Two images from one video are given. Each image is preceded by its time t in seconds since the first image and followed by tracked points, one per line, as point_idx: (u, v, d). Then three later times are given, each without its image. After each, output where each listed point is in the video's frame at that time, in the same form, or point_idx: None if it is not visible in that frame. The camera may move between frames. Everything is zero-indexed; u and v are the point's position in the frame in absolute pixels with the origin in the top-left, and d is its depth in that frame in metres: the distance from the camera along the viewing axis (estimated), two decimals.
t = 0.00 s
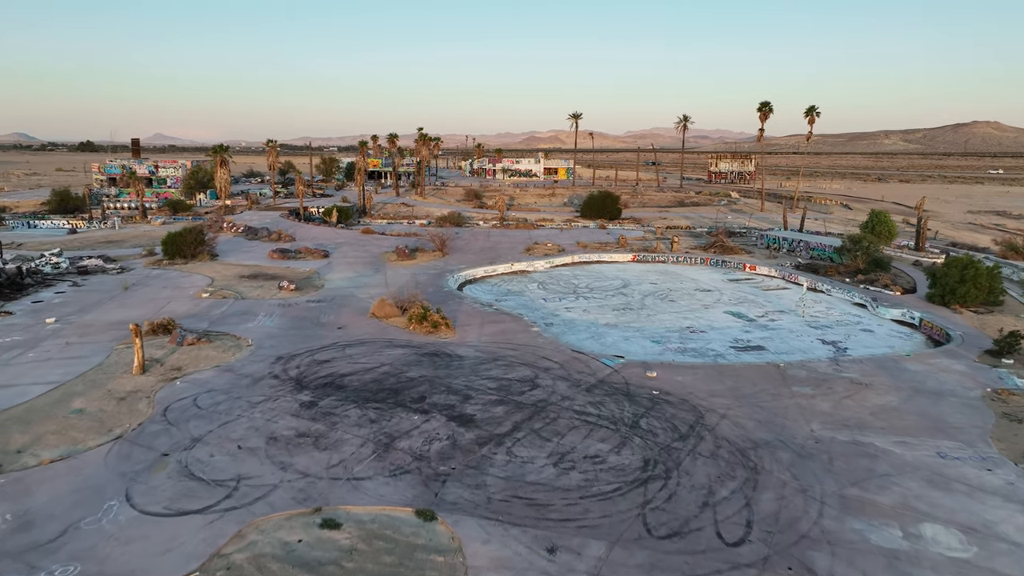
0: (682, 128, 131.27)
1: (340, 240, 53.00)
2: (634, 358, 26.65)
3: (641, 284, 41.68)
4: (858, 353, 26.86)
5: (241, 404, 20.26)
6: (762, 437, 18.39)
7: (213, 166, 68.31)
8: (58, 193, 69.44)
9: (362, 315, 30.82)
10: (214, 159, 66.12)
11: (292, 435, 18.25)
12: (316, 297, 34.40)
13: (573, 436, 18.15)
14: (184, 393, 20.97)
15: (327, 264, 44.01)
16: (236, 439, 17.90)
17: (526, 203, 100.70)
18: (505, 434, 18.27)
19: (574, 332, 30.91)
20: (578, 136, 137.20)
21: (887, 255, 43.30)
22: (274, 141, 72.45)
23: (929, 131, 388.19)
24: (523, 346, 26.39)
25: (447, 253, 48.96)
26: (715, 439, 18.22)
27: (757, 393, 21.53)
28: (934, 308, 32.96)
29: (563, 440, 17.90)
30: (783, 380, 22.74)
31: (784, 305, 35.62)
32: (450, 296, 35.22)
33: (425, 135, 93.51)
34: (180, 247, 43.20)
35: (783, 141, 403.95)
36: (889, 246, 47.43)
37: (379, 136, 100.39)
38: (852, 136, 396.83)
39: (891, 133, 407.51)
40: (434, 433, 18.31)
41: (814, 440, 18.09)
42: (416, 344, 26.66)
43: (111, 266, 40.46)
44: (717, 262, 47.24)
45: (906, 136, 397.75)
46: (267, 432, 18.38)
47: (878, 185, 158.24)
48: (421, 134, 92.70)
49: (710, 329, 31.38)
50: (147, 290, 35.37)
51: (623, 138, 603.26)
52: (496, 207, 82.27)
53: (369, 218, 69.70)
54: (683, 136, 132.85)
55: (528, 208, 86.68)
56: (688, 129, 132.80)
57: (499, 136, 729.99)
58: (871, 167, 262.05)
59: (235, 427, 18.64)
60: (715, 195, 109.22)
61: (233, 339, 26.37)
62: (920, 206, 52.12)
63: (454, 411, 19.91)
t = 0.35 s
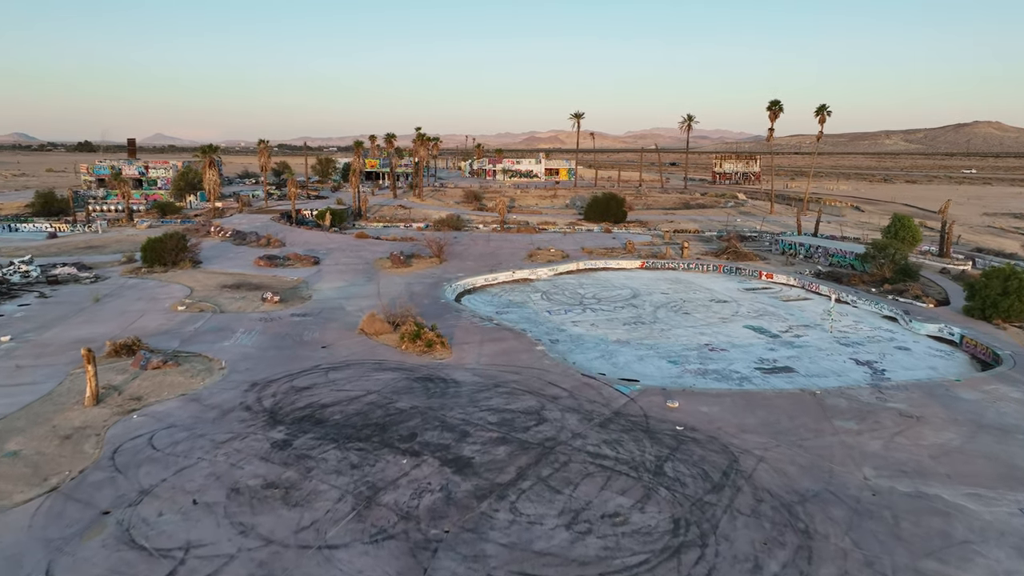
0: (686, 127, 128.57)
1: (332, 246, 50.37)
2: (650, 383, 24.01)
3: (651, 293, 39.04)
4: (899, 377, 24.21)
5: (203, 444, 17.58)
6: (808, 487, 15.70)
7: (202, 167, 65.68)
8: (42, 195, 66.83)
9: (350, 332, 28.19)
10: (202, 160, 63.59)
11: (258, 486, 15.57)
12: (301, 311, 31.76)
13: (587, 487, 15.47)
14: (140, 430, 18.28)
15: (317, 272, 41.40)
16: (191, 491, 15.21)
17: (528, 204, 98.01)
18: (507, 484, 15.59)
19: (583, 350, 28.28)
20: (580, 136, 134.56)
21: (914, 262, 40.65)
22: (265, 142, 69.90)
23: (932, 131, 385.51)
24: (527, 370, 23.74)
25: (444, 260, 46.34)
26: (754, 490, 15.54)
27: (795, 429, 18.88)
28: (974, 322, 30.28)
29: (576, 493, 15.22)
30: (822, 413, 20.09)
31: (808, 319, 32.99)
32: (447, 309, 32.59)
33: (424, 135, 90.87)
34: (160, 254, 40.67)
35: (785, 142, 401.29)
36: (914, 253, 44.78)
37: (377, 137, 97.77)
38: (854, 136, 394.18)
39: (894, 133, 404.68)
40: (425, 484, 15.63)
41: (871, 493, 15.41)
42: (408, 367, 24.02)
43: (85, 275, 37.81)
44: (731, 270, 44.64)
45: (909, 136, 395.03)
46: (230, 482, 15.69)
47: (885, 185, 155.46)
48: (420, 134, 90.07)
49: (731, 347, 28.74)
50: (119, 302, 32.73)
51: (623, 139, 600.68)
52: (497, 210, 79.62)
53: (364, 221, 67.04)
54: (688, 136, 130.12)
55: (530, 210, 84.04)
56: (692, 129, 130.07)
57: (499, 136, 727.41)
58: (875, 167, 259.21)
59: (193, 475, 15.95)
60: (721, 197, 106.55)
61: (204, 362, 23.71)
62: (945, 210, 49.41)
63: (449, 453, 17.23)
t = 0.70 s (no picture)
0: (691, 128, 125.97)
1: (324, 251, 47.75)
2: (669, 413, 21.30)
3: (664, 305, 36.38)
4: (950, 407, 21.47)
5: (151, 498, 14.87)
6: (874, 558, 13.02)
7: (190, 168, 63.09)
8: (24, 197, 64.25)
9: (335, 353, 25.52)
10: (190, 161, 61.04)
11: (209, 557, 12.84)
12: (284, 326, 29.12)
13: (607, 560, 12.75)
14: (79, 479, 15.57)
15: (306, 281, 38.77)
16: (127, 566, 12.51)
17: (529, 207, 95.39)
18: (510, 556, 12.87)
19: (593, 372, 25.57)
20: (582, 136, 132.00)
21: (945, 271, 37.99)
22: (257, 142, 67.33)
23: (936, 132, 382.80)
24: (532, 400, 21.08)
25: (442, 267, 43.69)
26: (809, 564, 12.83)
27: (846, 477, 16.18)
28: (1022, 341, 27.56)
29: (595, 569, 12.50)
30: (873, 455, 17.39)
31: (837, 336, 30.26)
32: (443, 324, 29.96)
33: (422, 135, 88.28)
34: (136, 261, 38.13)
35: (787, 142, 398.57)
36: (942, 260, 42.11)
37: (374, 137, 95.21)
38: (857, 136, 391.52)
39: (897, 133, 401.98)
40: (411, 555, 12.91)
41: (952, 567, 12.70)
42: (398, 396, 21.33)
43: (54, 285, 35.13)
44: (747, 278, 42.01)
45: (913, 137, 392.48)
46: (175, 552, 12.96)
47: (892, 186, 152.88)
48: (418, 134, 87.47)
49: (756, 369, 26.02)
50: (86, 316, 30.05)
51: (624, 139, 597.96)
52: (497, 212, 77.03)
53: (359, 224, 64.39)
54: (692, 137, 127.47)
55: (531, 213, 81.47)
56: (697, 129, 127.48)
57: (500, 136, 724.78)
58: (880, 168, 256.47)
59: (132, 541, 13.24)
60: (728, 199, 103.90)
61: (168, 390, 21.01)
62: (972, 214, 46.73)
63: (441, 511, 14.51)
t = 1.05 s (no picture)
0: (697, 128, 123.33)
1: (315, 258, 45.07)
2: (695, 453, 18.57)
3: (679, 319, 33.70)
4: (1019, 448, 18.65)
5: None
6: None
7: (179, 169, 60.49)
8: (7, 199, 61.72)
9: (318, 378, 22.85)
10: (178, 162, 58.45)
11: None
12: (265, 344, 26.43)
13: None
14: None
15: (293, 291, 36.10)
16: None
17: (532, 208, 92.88)
18: None
19: (606, 399, 22.88)
20: (586, 136, 129.32)
21: (983, 281, 35.26)
22: (249, 142, 64.66)
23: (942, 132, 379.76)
24: (539, 437, 18.38)
25: (440, 275, 41.10)
26: None
27: (918, 544, 13.43)
28: None
29: None
30: (946, 512, 14.62)
31: (872, 356, 27.50)
32: (440, 342, 27.27)
33: (421, 135, 85.58)
34: (112, 270, 35.45)
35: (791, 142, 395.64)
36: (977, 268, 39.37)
37: (373, 137, 92.71)
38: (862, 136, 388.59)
39: (902, 134, 398.80)
40: None
41: None
42: (386, 433, 18.65)
43: (20, 296, 32.51)
44: (766, 288, 39.46)
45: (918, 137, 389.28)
46: None
47: (902, 187, 150.23)
48: (417, 134, 84.78)
49: (788, 395, 23.28)
50: (48, 332, 27.41)
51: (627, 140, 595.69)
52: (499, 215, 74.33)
53: (355, 228, 61.69)
54: (698, 137, 124.64)
55: (534, 215, 78.80)
56: (703, 129, 124.80)
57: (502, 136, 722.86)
58: (887, 168, 253.56)
59: None
60: (736, 200, 101.24)
61: (121, 425, 18.36)
62: (1004, 219, 43.96)
63: None
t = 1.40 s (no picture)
0: (704, 128, 120.69)
1: (304, 265, 42.35)
2: (730, 508, 15.85)
3: (697, 336, 30.96)
4: None
5: None
6: None
7: (165, 171, 57.67)
8: None
9: (295, 410, 20.12)
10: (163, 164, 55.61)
11: None
12: (239, 368, 23.70)
13: None
14: None
15: (278, 304, 33.39)
16: None
17: (535, 211, 90.28)
18: None
19: (622, 433, 20.18)
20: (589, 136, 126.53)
21: None
22: (238, 142, 61.80)
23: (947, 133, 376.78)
24: (546, 489, 15.63)
25: (438, 285, 38.43)
26: None
27: None
28: None
29: None
30: None
31: (915, 380, 24.72)
32: (434, 365, 24.55)
33: (420, 135, 82.87)
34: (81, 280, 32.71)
35: (795, 143, 392.69)
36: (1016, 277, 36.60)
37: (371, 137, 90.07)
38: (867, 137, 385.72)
39: (907, 134, 395.72)
40: None
41: None
42: (368, 482, 15.92)
43: None
44: (788, 299, 37.00)
45: (923, 138, 386.28)
46: None
47: (912, 189, 147.45)
48: (416, 134, 82.06)
49: (827, 430, 20.54)
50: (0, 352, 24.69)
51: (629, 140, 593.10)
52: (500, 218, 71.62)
53: (350, 232, 58.99)
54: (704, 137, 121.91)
55: (537, 219, 76.14)
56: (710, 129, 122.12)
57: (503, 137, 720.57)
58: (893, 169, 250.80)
59: None
60: (744, 203, 98.58)
61: (57, 475, 15.67)
62: None
63: None
